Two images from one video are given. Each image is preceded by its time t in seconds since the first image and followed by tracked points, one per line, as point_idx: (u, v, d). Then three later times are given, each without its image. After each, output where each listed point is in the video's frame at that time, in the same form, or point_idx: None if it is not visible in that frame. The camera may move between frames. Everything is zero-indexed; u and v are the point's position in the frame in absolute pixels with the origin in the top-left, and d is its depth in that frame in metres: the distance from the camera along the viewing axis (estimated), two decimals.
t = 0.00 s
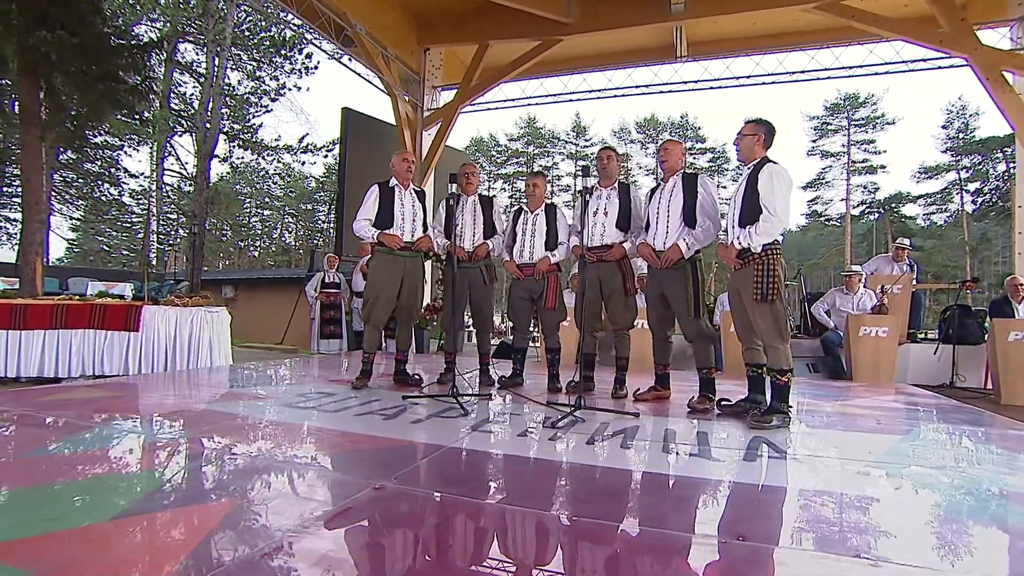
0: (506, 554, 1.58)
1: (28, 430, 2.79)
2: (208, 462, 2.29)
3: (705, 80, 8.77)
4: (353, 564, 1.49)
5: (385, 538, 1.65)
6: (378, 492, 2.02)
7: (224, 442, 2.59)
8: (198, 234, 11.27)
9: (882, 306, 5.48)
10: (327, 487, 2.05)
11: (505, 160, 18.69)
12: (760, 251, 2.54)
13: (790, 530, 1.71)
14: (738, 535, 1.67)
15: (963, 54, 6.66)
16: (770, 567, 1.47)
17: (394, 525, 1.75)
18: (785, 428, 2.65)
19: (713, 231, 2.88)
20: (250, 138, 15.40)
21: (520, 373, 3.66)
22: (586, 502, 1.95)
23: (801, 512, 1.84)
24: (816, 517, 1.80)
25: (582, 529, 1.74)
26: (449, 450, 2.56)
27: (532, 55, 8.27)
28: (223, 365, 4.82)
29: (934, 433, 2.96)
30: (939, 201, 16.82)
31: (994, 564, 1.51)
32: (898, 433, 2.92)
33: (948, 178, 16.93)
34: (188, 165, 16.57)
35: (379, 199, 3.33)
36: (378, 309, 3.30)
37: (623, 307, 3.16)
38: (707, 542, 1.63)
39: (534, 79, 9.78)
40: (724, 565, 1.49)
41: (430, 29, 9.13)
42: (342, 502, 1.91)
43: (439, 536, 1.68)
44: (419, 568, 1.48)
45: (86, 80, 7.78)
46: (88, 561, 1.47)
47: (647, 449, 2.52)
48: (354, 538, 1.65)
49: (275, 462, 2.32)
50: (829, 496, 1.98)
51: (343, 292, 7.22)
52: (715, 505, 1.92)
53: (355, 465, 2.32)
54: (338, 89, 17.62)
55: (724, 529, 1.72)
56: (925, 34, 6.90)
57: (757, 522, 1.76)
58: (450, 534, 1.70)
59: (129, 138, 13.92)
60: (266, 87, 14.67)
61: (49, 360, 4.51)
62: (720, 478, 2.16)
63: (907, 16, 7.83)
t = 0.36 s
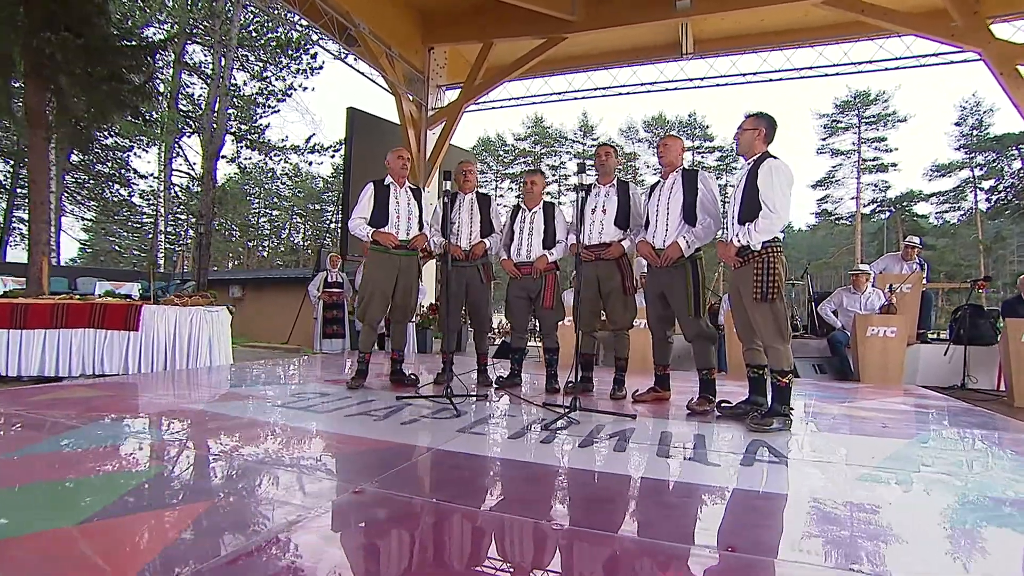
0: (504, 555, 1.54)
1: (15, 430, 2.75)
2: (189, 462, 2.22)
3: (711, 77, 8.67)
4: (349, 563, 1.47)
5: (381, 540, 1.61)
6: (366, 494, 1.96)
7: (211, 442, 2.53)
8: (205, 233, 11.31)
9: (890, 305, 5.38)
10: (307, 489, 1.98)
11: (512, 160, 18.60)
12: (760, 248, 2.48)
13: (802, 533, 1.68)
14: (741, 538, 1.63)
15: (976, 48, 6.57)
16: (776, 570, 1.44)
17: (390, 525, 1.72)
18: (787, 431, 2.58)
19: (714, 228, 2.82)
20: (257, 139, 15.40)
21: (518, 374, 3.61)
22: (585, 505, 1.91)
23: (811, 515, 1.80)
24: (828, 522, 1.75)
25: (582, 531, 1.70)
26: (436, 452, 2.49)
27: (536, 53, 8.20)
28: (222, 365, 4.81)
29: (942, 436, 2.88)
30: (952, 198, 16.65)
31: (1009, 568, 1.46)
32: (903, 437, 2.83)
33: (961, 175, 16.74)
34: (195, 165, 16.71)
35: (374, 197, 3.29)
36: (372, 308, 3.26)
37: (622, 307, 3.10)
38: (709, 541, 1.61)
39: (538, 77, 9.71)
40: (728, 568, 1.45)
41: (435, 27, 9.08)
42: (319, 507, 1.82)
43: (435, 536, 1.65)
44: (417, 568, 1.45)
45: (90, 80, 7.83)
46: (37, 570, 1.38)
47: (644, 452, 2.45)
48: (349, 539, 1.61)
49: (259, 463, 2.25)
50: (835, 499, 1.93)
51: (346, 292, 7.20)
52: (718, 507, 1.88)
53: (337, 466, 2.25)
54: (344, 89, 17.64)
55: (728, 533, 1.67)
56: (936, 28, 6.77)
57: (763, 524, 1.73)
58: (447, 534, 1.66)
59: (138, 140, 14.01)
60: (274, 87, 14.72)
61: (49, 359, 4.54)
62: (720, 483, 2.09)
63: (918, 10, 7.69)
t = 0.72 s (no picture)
0: (505, 555, 1.51)
1: (5, 429, 2.71)
2: (170, 462, 2.17)
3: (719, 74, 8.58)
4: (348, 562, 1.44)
5: (380, 540, 1.58)
6: (360, 495, 1.92)
7: (200, 442, 2.48)
8: (214, 234, 11.36)
9: (902, 305, 5.27)
10: (291, 491, 1.91)
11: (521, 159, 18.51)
12: (762, 246, 2.42)
13: (814, 538, 1.63)
14: (747, 543, 1.58)
15: (993, 42, 6.40)
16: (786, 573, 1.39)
17: (388, 524, 1.69)
18: (789, 434, 2.52)
19: (716, 225, 2.75)
20: (267, 140, 15.46)
21: (518, 374, 3.56)
22: (586, 507, 1.87)
23: (820, 520, 1.75)
24: (839, 526, 1.70)
25: (583, 533, 1.66)
26: (429, 452, 2.43)
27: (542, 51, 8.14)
28: (225, 365, 4.82)
29: (952, 441, 2.79)
30: (969, 196, 16.34)
31: None
32: (913, 441, 2.74)
33: (978, 173, 16.39)
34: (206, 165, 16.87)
35: (373, 196, 3.26)
36: (371, 309, 3.23)
37: (623, 306, 3.04)
38: (711, 546, 1.57)
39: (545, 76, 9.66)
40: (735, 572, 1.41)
41: (441, 26, 9.03)
42: (299, 511, 1.75)
43: (435, 536, 1.61)
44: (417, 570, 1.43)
45: (98, 82, 7.89)
46: None
47: (642, 455, 2.38)
48: (348, 538, 1.58)
49: (245, 463, 2.18)
50: (843, 503, 1.88)
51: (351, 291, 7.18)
52: (722, 510, 1.83)
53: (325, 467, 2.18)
54: (351, 89, 17.70)
55: (733, 536, 1.63)
56: (951, 21, 6.60)
57: (770, 529, 1.68)
58: (447, 534, 1.63)
59: (151, 142, 14.17)
60: (285, 89, 14.83)
61: (53, 358, 4.58)
62: (722, 487, 2.02)
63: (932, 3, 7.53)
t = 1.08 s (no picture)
0: (508, 557, 1.48)
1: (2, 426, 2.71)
2: (163, 459, 2.16)
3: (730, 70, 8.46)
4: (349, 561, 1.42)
5: (381, 539, 1.55)
6: (358, 494, 1.89)
7: (192, 440, 2.45)
8: (226, 234, 11.43)
9: (916, 304, 5.15)
10: (273, 492, 1.86)
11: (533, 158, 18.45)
12: (766, 243, 2.35)
13: (823, 542, 1.57)
14: (755, 547, 1.54)
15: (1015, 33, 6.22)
16: None
17: (389, 523, 1.66)
18: (794, 437, 2.45)
19: (720, 223, 2.69)
20: (279, 140, 15.56)
21: (520, 373, 3.52)
22: (589, 509, 1.82)
23: (828, 524, 1.70)
24: (853, 530, 1.64)
25: (585, 536, 1.62)
26: (424, 453, 2.39)
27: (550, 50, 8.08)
28: (232, 364, 4.84)
29: (966, 445, 2.69)
30: (991, 193, 15.57)
31: None
32: (925, 446, 2.64)
33: (1000, 169, 15.63)
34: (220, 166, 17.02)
35: (373, 195, 3.23)
36: (371, 308, 3.20)
37: (626, 305, 2.99)
38: (713, 550, 1.52)
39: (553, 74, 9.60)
40: None
41: (450, 24, 8.98)
42: (273, 512, 1.68)
43: (436, 536, 1.58)
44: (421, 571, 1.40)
45: (111, 85, 7.97)
46: None
47: (643, 457, 2.32)
48: (349, 537, 1.55)
49: (231, 463, 2.14)
50: (849, 508, 1.82)
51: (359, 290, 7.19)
52: (726, 512, 1.79)
53: (310, 467, 2.12)
54: (361, 89, 17.76)
55: (739, 540, 1.59)
56: (971, 12, 6.40)
57: (777, 533, 1.63)
58: (449, 534, 1.60)
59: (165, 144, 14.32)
60: (296, 90, 14.90)
61: (62, 357, 4.64)
62: (725, 491, 1.97)
63: None
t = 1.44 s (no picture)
0: (512, 558, 1.45)
1: (7, 423, 2.73)
2: (159, 457, 2.15)
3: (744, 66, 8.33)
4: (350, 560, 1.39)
5: (384, 538, 1.52)
6: (360, 492, 1.86)
7: (191, 438, 2.45)
8: (240, 234, 11.50)
9: (934, 304, 5.01)
10: (265, 490, 1.84)
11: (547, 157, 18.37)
12: (773, 240, 2.29)
13: (835, 548, 1.52)
14: (764, 552, 1.49)
15: None
16: None
17: (391, 522, 1.63)
18: (802, 439, 2.38)
19: (726, 220, 2.63)
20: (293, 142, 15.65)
21: (524, 373, 3.48)
22: (594, 511, 1.78)
23: (838, 529, 1.64)
24: (868, 536, 1.58)
25: (589, 537, 1.59)
26: (424, 452, 2.36)
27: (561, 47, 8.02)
28: (240, 362, 4.87)
29: (985, 450, 2.59)
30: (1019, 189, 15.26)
31: None
32: (941, 451, 2.54)
33: None
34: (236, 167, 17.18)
35: (376, 194, 3.21)
36: (373, 307, 3.18)
37: (630, 304, 2.93)
38: (717, 555, 1.48)
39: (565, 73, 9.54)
40: None
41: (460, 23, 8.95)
42: (254, 512, 1.65)
43: (438, 536, 1.56)
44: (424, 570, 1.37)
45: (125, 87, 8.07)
46: None
47: (646, 459, 2.27)
48: (351, 536, 1.52)
49: (220, 461, 2.11)
50: (861, 513, 1.75)
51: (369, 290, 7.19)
52: (733, 517, 1.73)
53: (299, 466, 2.09)
54: (373, 89, 17.79)
55: (747, 544, 1.54)
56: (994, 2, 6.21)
57: (787, 538, 1.58)
58: (451, 534, 1.57)
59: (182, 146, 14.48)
60: (310, 91, 14.97)
61: (75, 355, 4.76)
62: (731, 494, 1.92)
63: None
